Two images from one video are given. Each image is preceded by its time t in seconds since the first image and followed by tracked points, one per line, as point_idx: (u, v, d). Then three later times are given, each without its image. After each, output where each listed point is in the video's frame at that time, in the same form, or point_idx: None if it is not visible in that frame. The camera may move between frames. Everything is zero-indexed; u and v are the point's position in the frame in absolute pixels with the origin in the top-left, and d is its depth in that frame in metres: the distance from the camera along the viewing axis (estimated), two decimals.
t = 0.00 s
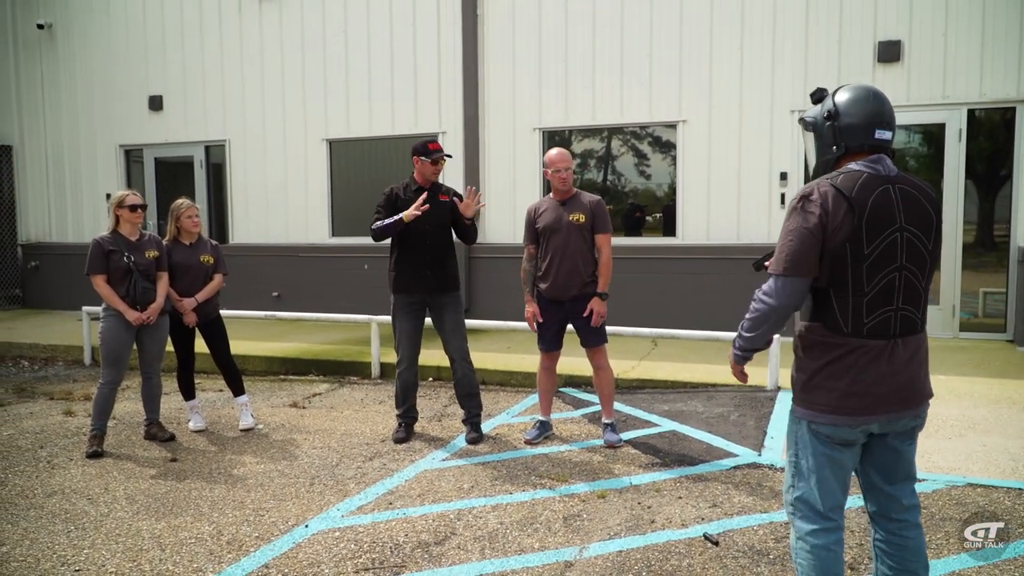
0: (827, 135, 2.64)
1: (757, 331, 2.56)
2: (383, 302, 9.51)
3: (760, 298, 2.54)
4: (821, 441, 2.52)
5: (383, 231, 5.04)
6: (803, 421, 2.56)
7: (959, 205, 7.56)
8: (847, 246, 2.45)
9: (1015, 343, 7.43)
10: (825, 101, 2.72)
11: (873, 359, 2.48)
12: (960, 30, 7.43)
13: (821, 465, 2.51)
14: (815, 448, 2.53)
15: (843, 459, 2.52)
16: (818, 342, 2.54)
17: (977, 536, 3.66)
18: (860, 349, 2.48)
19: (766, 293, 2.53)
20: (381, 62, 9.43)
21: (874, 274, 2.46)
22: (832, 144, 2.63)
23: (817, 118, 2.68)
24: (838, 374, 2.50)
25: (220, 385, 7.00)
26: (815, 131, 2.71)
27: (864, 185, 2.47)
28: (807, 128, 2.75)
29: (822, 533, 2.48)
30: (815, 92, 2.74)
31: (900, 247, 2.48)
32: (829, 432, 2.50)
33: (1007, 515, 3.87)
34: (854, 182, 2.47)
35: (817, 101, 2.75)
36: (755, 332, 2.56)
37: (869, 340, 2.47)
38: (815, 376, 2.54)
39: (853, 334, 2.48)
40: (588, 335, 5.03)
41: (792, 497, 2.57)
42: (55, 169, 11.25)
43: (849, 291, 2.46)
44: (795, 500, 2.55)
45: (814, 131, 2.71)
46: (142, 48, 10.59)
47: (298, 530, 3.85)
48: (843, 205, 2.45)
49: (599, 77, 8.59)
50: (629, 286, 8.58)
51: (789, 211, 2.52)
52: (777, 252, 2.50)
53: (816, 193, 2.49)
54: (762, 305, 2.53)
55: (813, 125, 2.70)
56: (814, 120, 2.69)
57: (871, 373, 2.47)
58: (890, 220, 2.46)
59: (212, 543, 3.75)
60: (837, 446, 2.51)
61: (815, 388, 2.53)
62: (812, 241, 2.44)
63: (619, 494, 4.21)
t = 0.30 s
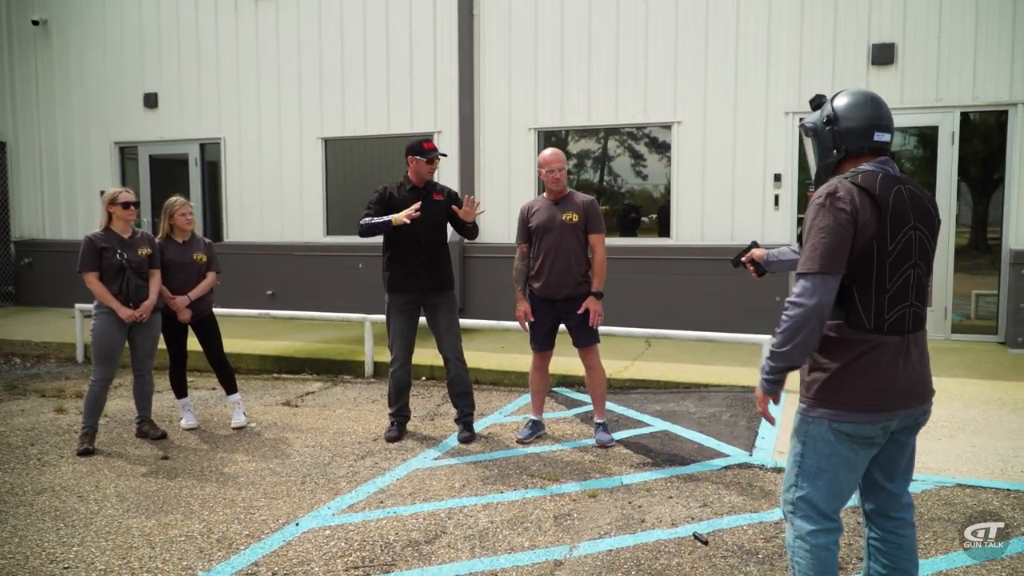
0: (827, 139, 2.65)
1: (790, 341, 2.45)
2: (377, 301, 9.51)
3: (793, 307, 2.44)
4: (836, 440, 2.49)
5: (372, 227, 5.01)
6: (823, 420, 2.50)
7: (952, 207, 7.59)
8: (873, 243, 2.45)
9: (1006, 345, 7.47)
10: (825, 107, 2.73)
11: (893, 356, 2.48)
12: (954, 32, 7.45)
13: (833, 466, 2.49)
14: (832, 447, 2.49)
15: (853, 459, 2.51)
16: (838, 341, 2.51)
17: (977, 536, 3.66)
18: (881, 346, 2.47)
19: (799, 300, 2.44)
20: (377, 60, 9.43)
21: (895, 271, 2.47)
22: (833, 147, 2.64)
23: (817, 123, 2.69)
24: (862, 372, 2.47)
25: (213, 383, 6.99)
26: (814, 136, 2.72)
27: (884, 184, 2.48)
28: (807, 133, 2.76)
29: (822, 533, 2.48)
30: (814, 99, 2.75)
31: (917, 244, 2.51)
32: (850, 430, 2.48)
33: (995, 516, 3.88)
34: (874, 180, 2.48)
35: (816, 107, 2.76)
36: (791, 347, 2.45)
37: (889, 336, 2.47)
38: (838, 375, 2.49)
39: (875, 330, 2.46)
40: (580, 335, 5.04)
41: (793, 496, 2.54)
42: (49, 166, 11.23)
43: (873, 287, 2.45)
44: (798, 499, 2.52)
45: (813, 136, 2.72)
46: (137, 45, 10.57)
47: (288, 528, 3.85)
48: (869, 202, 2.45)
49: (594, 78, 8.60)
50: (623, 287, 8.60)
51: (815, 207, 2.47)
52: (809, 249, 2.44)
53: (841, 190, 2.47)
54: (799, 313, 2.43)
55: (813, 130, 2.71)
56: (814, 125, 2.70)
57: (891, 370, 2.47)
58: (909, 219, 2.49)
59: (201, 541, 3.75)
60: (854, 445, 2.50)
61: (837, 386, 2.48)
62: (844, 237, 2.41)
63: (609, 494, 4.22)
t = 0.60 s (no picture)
0: (810, 137, 2.66)
1: (813, 345, 2.38)
2: (371, 302, 9.52)
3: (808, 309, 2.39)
4: (821, 439, 2.51)
5: (366, 229, 5.03)
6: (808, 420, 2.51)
7: (945, 207, 7.62)
8: (866, 243, 2.46)
9: (999, 344, 7.50)
10: (807, 104, 2.74)
11: (878, 355, 2.50)
12: (946, 32, 7.48)
13: (819, 464, 2.51)
14: (817, 445, 2.51)
15: (838, 457, 2.53)
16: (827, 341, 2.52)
17: (977, 535, 3.68)
18: (867, 345, 2.49)
19: (811, 300, 2.39)
20: (371, 60, 9.44)
21: (882, 271, 2.49)
22: (816, 146, 2.65)
23: (800, 121, 2.70)
24: (848, 371, 2.49)
25: (207, 384, 6.99)
26: (798, 134, 2.72)
27: (873, 183, 2.50)
28: (790, 131, 2.77)
29: (812, 532, 2.49)
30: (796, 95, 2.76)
31: (903, 244, 2.53)
32: (835, 429, 2.50)
33: (985, 514, 3.91)
34: (865, 180, 2.49)
35: (798, 104, 2.77)
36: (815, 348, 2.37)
37: (875, 335, 2.49)
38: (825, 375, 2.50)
39: (862, 329, 2.48)
40: (573, 334, 5.06)
41: (781, 496, 2.55)
42: (43, 166, 11.21)
43: (861, 287, 2.47)
44: (786, 499, 2.53)
45: (796, 134, 2.72)
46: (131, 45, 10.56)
47: (281, 528, 3.86)
48: (863, 201, 2.46)
49: (588, 78, 8.62)
50: (618, 287, 8.62)
51: (813, 204, 2.46)
52: (810, 246, 2.41)
53: (836, 188, 2.47)
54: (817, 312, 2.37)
55: (796, 127, 2.72)
56: (797, 123, 2.71)
57: (876, 369, 2.49)
58: (896, 219, 2.51)
59: (195, 541, 3.76)
60: (840, 443, 2.52)
61: (825, 386, 2.49)
62: (845, 234, 2.40)
63: (602, 493, 4.23)
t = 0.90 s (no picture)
0: (784, 138, 2.66)
1: (773, 349, 2.43)
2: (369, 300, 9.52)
3: (772, 314, 2.41)
4: (799, 443, 2.52)
5: (363, 230, 5.03)
6: (784, 425, 2.52)
7: (942, 208, 7.64)
8: (839, 246, 2.46)
9: (995, 346, 7.52)
10: (781, 103, 2.74)
11: (853, 359, 2.51)
12: (944, 34, 7.50)
13: (799, 466, 2.52)
14: (795, 448, 2.52)
15: (816, 460, 2.54)
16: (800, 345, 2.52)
17: (977, 536, 3.69)
18: (841, 349, 2.49)
19: (776, 305, 2.41)
20: (369, 58, 9.43)
21: (857, 273, 2.49)
22: (790, 147, 2.65)
23: (773, 120, 2.70)
24: (822, 375, 2.49)
25: (203, 381, 6.99)
26: (771, 134, 2.72)
27: (847, 185, 2.50)
28: (763, 130, 2.77)
29: (797, 536, 2.49)
30: (771, 94, 2.76)
31: (877, 246, 2.54)
32: (810, 433, 2.51)
33: (979, 515, 3.92)
34: (838, 181, 2.50)
35: (772, 103, 2.77)
36: (773, 353, 2.43)
37: (850, 339, 2.50)
38: (799, 379, 2.51)
39: (836, 333, 2.49)
40: (568, 333, 5.06)
41: (765, 501, 2.54)
42: (40, 162, 11.20)
43: (835, 291, 2.47)
44: (771, 503, 2.52)
45: (770, 133, 2.72)
46: (129, 42, 10.56)
47: (276, 525, 3.87)
48: (836, 204, 2.46)
49: (586, 77, 8.63)
50: (615, 286, 8.63)
51: (785, 209, 2.45)
52: (781, 251, 2.42)
53: (809, 191, 2.47)
54: (779, 319, 2.40)
55: (769, 127, 2.71)
56: (771, 122, 2.71)
57: (851, 373, 2.50)
58: (870, 221, 2.51)
59: (189, 537, 3.76)
60: (816, 445, 2.53)
61: (799, 390, 2.50)
62: (816, 240, 2.40)
63: (596, 492, 4.24)
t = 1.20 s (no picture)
0: (767, 135, 2.66)
1: (749, 344, 2.44)
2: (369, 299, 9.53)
3: (751, 309, 2.42)
4: (800, 444, 2.52)
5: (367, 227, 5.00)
6: (781, 425, 2.52)
7: (941, 206, 7.64)
8: (824, 241, 2.47)
9: (994, 343, 7.52)
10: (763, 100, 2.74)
11: (845, 356, 2.51)
12: (943, 32, 7.50)
13: (801, 466, 2.52)
14: (795, 449, 2.52)
15: (817, 461, 2.54)
16: (791, 342, 2.52)
17: (977, 535, 3.69)
18: (833, 346, 2.50)
19: (755, 300, 2.42)
20: (368, 58, 9.44)
21: (845, 269, 2.49)
22: (774, 144, 2.65)
23: (756, 117, 2.69)
24: (816, 373, 2.50)
25: (203, 381, 7.00)
26: (754, 131, 2.72)
27: (831, 180, 2.51)
28: (746, 127, 2.76)
29: (803, 538, 2.50)
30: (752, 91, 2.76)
31: (865, 241, 2.54)
32: (809, 433, 2.51)
33: (978, 513, 3.92)
34: (822, 177, 2.50)
35: (754, 100, 2.77)
36: (749, 348, 2.44)
37: (841, 335, 2.50)
38: (792, 378, 2.51)
39: (827, 330, 2.49)
40: (566, 331, 5.05)
41: (769, 502, 2.54)
42: (40, 163, 11.20)
43: (823, 287, 2.47)
44: (775, 505, 2.53)
45: (753, 130, 2.72)
46: (127, 43, 10.56)
47: (276, 524, 3.87)
48: (819, 199, 2.47)
49: (585, 76, 8.63)
50: (615, 285, 8.64)
51: (767, 205, 2.45)
52: (763, 248, 2.42)
53: (791, 187, 2.47)
54: (758, 314, 2.41)
55: (752, 124, 2.71)
56: (753, 119, 2.70)
57: (844, 370, 2.50)
58: (856, 216, 2.52)
59: (189, 537, 3.77)
60: (815, 444, 2.53)
61: (792, 389, 2.51)
62: (799, 236, 2.41)
63: (596, 490, 4.25)
